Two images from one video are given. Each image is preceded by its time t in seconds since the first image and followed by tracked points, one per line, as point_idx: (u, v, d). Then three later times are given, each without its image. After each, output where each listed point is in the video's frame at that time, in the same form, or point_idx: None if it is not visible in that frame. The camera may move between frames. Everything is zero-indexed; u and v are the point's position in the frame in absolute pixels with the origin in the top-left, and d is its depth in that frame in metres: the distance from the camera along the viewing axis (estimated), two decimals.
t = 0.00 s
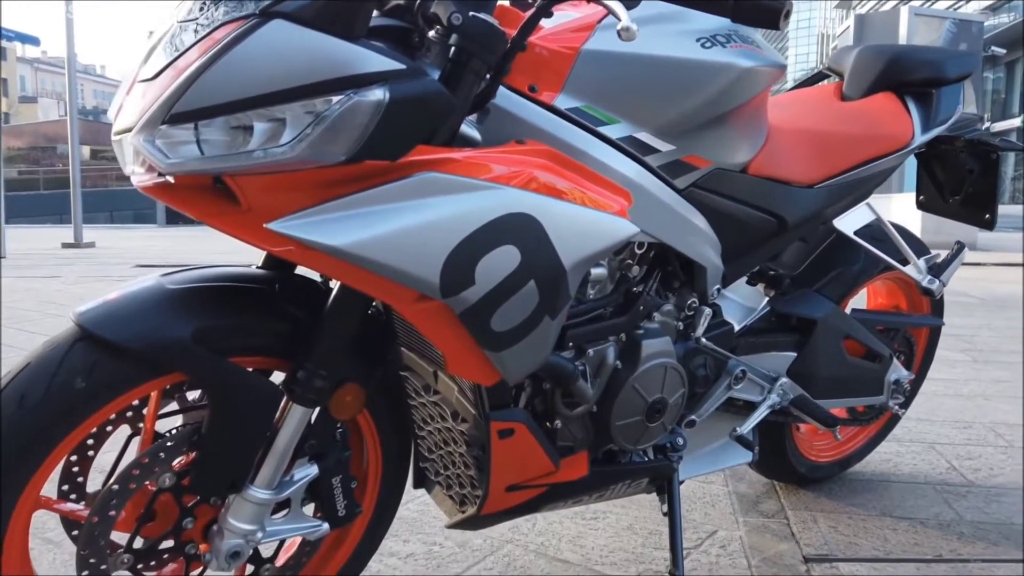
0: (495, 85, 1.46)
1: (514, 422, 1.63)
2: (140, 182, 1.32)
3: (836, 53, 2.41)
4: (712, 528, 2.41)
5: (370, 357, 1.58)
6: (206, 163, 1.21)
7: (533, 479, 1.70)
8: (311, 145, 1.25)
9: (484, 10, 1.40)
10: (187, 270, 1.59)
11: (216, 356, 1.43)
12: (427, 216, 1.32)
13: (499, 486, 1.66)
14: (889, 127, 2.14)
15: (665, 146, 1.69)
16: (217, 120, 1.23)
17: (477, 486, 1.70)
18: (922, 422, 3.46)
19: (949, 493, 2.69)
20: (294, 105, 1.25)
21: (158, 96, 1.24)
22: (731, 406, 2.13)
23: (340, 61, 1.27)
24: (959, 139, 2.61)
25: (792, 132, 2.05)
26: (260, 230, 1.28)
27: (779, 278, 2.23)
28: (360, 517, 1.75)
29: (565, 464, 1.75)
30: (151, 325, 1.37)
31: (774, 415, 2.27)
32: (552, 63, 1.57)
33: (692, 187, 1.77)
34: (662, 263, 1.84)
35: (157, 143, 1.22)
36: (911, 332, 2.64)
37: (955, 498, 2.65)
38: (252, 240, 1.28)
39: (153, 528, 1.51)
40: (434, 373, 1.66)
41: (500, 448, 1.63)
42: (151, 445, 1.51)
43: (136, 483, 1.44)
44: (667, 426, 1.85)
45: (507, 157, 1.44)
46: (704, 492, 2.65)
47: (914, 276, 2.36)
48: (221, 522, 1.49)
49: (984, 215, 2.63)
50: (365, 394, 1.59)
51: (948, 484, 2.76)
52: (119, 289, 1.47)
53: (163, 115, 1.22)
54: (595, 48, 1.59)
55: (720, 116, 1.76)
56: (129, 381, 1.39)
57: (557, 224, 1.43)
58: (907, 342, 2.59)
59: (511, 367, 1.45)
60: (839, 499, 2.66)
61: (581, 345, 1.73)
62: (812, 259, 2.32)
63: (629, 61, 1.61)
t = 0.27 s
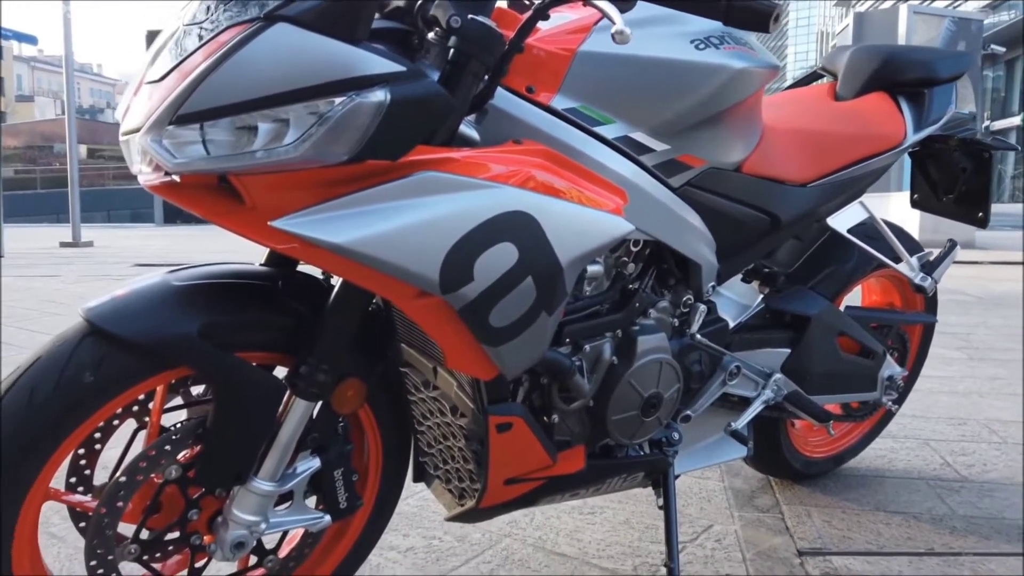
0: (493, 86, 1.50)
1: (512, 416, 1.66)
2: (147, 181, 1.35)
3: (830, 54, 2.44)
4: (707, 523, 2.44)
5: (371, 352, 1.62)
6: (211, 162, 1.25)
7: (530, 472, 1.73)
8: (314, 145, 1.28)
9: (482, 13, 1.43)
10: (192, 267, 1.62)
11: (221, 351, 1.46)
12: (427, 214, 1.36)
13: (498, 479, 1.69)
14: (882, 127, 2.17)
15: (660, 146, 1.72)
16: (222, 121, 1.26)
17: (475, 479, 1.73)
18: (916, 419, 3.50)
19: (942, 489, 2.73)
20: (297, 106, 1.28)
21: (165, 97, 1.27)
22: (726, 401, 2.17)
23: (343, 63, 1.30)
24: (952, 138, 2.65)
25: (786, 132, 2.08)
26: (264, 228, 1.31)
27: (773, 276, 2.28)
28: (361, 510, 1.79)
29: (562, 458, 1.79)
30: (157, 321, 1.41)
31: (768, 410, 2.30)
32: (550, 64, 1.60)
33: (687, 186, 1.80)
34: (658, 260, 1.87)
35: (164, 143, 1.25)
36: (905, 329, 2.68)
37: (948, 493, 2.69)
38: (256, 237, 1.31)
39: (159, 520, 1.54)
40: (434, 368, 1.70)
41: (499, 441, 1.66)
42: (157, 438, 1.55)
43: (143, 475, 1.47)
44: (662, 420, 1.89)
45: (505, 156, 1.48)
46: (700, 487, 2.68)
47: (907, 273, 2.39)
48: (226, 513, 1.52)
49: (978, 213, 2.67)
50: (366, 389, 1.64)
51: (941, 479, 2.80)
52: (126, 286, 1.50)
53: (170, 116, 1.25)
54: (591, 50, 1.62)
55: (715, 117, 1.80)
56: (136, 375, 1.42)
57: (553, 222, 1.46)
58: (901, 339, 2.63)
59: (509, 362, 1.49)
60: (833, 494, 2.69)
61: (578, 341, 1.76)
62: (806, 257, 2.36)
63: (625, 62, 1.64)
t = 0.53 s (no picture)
0: (491, 88, 1.53)
1: (510, 411, 1.69)
2: (152, 181, 1.38)
3: (825, 54, 2.47)
4: (703, 518, 2.48)
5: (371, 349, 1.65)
6: (216, 163, 1.28)
7: (528, 467, 1.76)
8: (317, 146, 1.31)
9: (481, 16, 1.47)
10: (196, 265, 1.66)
11: (225, 347, 1.50)
12: (427, 213, 1.39)
13: (496, 474, 1.73)
14: (875, 127, 2.20)
15: (655, 146, 1.75)
16: (226, 123, 1.29)
17: (474, 474, 1.76)
18: (912, 416, 3.53)
19: (936, 485, 2.76)
20: (300, 108, 1.31)
21: (171, 99, 1.30)
22: (721, 398, 2.20)
23: (345, 67, 1.33)
24: (946, 138, 2.67)
25: (781, 132, 2.11)
26: (268, 227, 1.35)
27: (769, 274, 2.31)
28: (362, 504, 1.82)
29: (559, 453, 1.82)
30: (162, 319, 1.44)
31: (764, 407, 2.33)
32: (547, 67, 1.63)
33: (682, 186, 1.83)
34: (654, 259, 1.91)
35: (170, 144, 1.28)
36: (899, 327, 2.71)
37: (942, 489, 2.72)
38: (260, 236, 1.34)
39: (164, 512, 1.58)
40: (433, 365, 1.73)
41: (497, 437, 1.69)
42: (162, 433, 1.58)
43: (149, 469, 1.50)
44: (658, 416, 1.92)
45: (503, 156, 1.51)
46: (697, 483, 2.72)
47: (899, 271, 2.41)
48: (230, 506, 1.56)
49: (972, 212, 2.68)
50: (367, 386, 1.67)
51: (936, 475, 2.83)
52: (132, 284, 1.54)
53: (175, 118, 1.28)
54: (587, 52, 1.65)
55: (709, 117, 1.83)
56: (142, 371, 1.46)
57: (551, 221, 1.49)
58: (895, 336, 2.66)
59: (507, 358, 1.52)
60: (828, 490, 2.73)
61: (575, 338, 1.80)
62: (801, 256, 2.39)
63: (621, 64, 1.67)
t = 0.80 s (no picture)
0: (489, 91, 1.56)
1: (508, 407, 1.72)
2: (158, 181, 1.41)
3: (819, 56, 2.50)
4: (699, 514, 2.52)
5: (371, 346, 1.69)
6: (220, 164, 1.31)
7: (526, 462, 1.80)
8: (319, 148, 1.35)
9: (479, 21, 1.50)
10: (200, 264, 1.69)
11: (229, 344, 1.53)
12: (426, 213, 1.42)
13: (494, 469, 1.76)
14: (868, 128, 2.23)
15: (650, 147, 1.78)
16: (230, 125, 1.32)
17: (473, 469, 1.80)
18: (907, 413, 3.57)
19: (929, 481, 2.79)
20: (302, 111, 1.35)
21: (177, 102, 1.33)
22: (717, 395, 2.24)
23: (346, 71, 1.36)
24: (939, 138, 2.70)
25: (775, 133, 2.14)
26: (271, 226, 1.38)
27: (764, 273, 2.34)
28: (363, 499, 1.85)
29: (557, 448, 1.85)
30: (168, 317, 1.48)
31: (759, 404, 2.37)
32: (544, 69, 1.66)
33: (677, 186, 1.86)
34: (649, 259, 1.95)
35: (175, 146, 1.32)
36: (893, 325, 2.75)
37: (935, 485, 2.75)
38: (264, 235, 1.38)
39: (169, 506, 1.61)
40: (432, 362, 1.76)
41: (496, 432, 1.73)
42: (166, 428, 1.61)
43: (155, 463, 1.54)
44: (653, 413, 1.95)
45: (501, 158, 1.54)
46: (693, 479, 2.76)
47: (893, 271, 2.45)
48: (234, 500, 1.59)
49: (966, 211, 2.72)
50: (368, 382, 1.72)
51: (929, 471, 2.87)
52: (137, 283, 1.57)
53: (181, 121, 1.31)
54: (583, 55, 1.69)
55: (704, 119, 1.86)
56: (148, 368, 1.49)
57: (548, 221, 1.53)
58: (889, 334, 2.69)
59: (505, 355, 1.55)
60: (823, 486, 2.76)
61: (572, 336, 1.83)
62: (794, 256, 2.41)
63: (616, 67, 1.70)
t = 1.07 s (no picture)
0: (487, 95, 1.59)
1: (505, 404, 1.76)
2: (163, 183, 1.44)
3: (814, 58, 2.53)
4: (695, 509, 2.55)
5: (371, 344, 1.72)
6: (224, 167, 1.35)
7: (523, 458, 1.83)
8: (320, 152, 1.38)
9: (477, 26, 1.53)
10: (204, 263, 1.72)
11: (232, 342, 1.57)
12: (425, 215, 1.45)
13: (492, 465, 1.79)
14: (861, 129, 2.26)
15: (645, 149, 1.82)
16: (234, 129, 1.35)
17: (471, 465, 1.83)
18: (903, 411, 3.60)
19: (922, 477, 2.83)
20: (305, 115, 1.38)
21: (182, 106, 1.36)
22: (713, 392, 2.27)
23: (347, 76, 1.40)
24: (933, 140, 2.71)
25: (769, 134, 2.17)
26: (273, 227, 1.41)
27: (759, 272, 2.36)
28: (363, 494, 1.89)
29: (554, 445, 1.88)
30: (174, 316, 1.51)
31: (753, 400, 2.40)
32: (541, 73, 1.69)
33: (672, 187, 1.90)
34: (645, 258, 1.98)
35: (181, 149, 1.35)
36: (887, 323, 2.78)
37: (928, 482, 2.79)
38: (267, 236, 1.41)
39: (173, 501, 1.65)
40: (432, 360, 1.79)
41: (494, 429, 1.76)
42: (171, 425, 1.64)
43: (160, 458, 1.57)
44: (648, 410, 1.99)
45: (499, 160, 1.58)
46: (688, 475, 2.81)
47: (886, 270, 2.49)
48: (237, 494, 1.63)
49: (960, 211, 2.76)
50: (368, 380, 1.76)
51: (923, 468, 2.90)
52: (143, 282, 1.61)
53: (186, 124, 1.35)
54: (580, 59, 1.72)
55: (698, 121, 1.89)
56: (154, 365, 1.52)
57: (544, 222, 1.56)
58: (883, 333, 2.73)
59: (502, 353, 1.58)
60: (817, 482, 2.80)
61: (568, 334, 1.87)
62: (789, 255, 2.43)
63: (612, 71, 1.74)
